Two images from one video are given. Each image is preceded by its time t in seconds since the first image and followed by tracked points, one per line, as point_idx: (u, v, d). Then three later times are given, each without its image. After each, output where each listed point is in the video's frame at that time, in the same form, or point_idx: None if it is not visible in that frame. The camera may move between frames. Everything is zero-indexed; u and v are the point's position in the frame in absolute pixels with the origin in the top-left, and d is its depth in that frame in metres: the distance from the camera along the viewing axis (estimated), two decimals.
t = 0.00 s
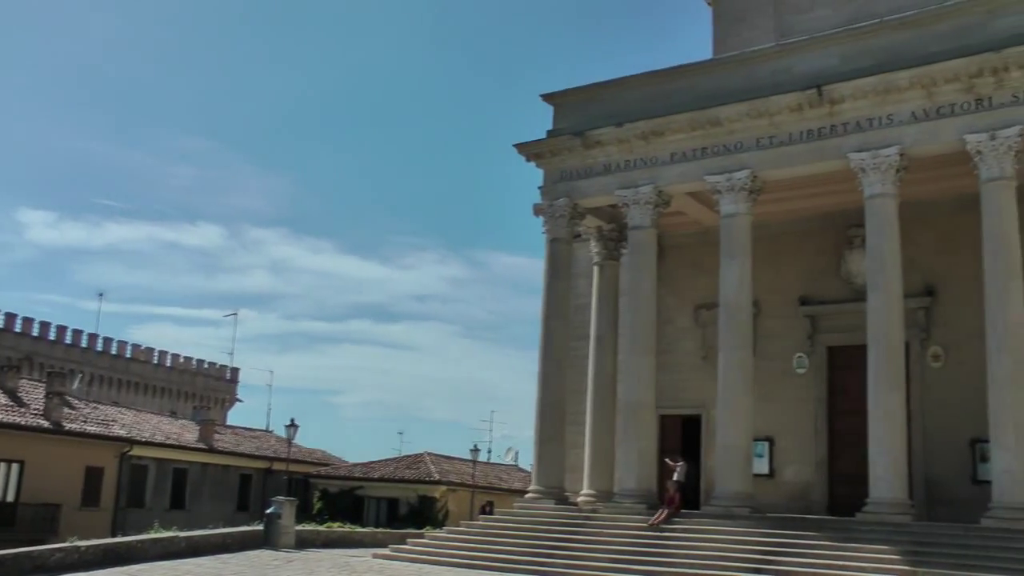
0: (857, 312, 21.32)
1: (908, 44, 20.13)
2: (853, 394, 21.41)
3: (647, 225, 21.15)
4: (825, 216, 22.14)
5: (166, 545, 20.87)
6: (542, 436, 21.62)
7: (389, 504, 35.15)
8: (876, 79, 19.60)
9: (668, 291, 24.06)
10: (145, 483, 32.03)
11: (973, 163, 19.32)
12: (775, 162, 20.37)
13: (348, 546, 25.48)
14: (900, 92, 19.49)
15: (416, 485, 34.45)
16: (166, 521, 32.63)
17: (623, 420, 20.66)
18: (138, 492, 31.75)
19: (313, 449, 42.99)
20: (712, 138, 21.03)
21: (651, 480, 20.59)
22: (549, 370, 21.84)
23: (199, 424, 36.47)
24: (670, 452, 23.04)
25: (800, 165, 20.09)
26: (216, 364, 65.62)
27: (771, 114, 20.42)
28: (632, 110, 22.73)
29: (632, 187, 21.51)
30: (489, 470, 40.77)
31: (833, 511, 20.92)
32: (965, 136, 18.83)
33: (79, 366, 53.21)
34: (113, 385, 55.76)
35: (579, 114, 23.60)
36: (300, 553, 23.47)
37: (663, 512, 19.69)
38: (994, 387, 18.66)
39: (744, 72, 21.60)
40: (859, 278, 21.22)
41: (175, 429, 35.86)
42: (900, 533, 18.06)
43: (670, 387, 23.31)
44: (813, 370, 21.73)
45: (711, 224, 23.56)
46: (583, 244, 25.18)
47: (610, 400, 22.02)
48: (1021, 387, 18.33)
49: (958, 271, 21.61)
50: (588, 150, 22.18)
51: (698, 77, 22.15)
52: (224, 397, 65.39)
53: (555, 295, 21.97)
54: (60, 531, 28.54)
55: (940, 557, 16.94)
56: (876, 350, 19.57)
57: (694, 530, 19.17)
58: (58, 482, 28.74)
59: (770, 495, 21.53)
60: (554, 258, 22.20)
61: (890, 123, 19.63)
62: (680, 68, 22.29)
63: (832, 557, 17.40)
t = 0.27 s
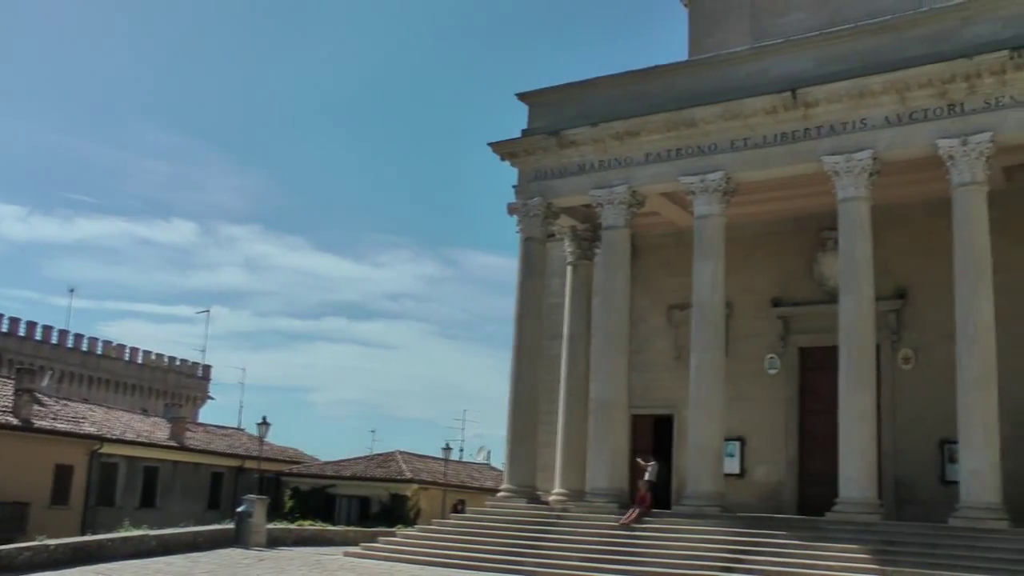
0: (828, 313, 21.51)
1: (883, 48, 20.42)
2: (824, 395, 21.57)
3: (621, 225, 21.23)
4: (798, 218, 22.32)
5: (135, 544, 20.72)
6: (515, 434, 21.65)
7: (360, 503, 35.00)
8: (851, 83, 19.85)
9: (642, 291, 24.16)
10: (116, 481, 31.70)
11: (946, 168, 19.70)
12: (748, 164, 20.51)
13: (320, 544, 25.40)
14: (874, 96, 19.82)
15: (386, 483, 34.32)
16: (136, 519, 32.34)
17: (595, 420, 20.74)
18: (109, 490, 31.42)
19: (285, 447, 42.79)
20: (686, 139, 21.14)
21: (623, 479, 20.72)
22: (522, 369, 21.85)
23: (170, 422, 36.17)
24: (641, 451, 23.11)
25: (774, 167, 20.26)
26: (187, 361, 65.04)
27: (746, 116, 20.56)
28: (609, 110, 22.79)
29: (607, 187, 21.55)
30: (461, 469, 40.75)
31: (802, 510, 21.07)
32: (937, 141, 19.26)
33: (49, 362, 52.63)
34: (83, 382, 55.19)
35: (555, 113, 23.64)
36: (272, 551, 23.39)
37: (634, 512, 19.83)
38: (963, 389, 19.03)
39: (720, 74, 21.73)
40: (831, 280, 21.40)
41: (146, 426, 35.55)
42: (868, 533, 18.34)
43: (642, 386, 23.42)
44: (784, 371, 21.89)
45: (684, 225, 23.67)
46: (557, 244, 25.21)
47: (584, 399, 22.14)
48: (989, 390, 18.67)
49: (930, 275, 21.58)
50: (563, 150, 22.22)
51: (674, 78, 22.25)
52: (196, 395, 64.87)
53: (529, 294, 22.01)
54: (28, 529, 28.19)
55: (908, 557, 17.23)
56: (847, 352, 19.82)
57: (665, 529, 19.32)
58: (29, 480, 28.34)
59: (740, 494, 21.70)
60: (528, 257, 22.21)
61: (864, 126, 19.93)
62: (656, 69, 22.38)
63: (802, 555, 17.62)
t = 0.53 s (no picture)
0: (789, 313, 21.67)
1: (847, 52, 20.54)
2: (786, 395, 21.66)
3: (585, 224, 21.22)
4: (760, 219, 22.42)
5: (93, 543, 20.41)
6: (477, 434, 21.57)
7: (322, 501, 34.78)
8: (814, 86, 19.93)
9: (605, 290, 24.17)
10: (75, 480, 31.28)
11: (908, 172, 19.88)
12: (711, 164, 20.56)
13: (281, 543, 25.20)
14: (837, 99, 19.94)
15: (348, 481, 34.11)
16: (96, 519, 31.94)
17: (557, 419, 20.71)
18: (69, 489, 31.01)
19: (247, 445, 42.47)
20: (650, 139, 21.16)
21: (584, 478, 20.72)
22: (485, 368, 21.77)
23: (132, 420, 35.76)
24: (604, 450, 23.11)
25: (737, 168, 20.32)
26: (149, 358, 64.33)
27: (710, 117, 20.60)
28: (574, 109, 22.77)
29: (570, 186, 21.54)
30: (424, 467, 40.63)
31: (764, 509, 21.19)
32: (899, 144, 19.41)
33: (7, 359, 51.87)
34: (43, 379, 54.50)
35: (519, 111, 23.58)
36: (232, 550, 23.17)
37: (596, 510, 19.83)
38: (923, 391, 19.16)
39: (684, 75, 21.78)
40: (793, 281, 21.51)
41: (107, 424, 35.12)
42: (829, 530, 18.46)
43: (605, 385, 23.43)
44: (747, 372, 21.95)
45: (647, 225, 23.71)
46: (520, 242, 25.16)
47: (546, 398, 22.11)
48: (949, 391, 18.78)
49: (891, 277, 21.66)
50: (527, 148, 22.17)
51: (639, 78, 22.27)
52: (158, 392, 64.33)
53: (492, 293, 21.94)
54: None
55: (868, 554, 17.37)
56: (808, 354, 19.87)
57: (626, 528, 19.34)
58: None
59: (702, 493, 21.73)
60: (491, 255, 22.15)
61: (827, 129, 20.04)
62: (621, 69, 22.39)
63: (762, 554, 17.71)
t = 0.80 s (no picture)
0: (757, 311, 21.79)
1: (815, 52, 20.66)
2: (754, 392, 21.75)
3: (554, 222, 21.23)
4: (728, 216, 22.51)
5: (59, 545, 20.19)
6: (447, 432, 21.53)
7: (291, 500, 34.58)
8: (782, 85, 20.02)
9: (574, 288, 24.20)
10: (43, 481, 30.94)
11: (875, 171, 20.03)
12: (680, 162, 20.61)
13: (250, 543, 25.05)
14: (805, 98, 20.06)
15: (318, 480, 33.91)
16: (64, 520, 31.61)
17: (527, 417, 20.70)
18: (36, 490, 30.67)
19: (216, 444, 42.20)
20: (619, 138, 21.19)
21: (554, 476, 20.74)
22: (455, 366, 21.73)
23: (100, 420, 35.43)
24: (573, 447, 23.13)
25: (706, 166, 20.38)
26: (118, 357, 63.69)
27: (679, 116, 20.66)
28: (543, 107, 22.76)
29: (540, 184, 21.54)
30: (394, 466, 40.51)
31: (733, 504, 21.31)
32: (867, 143, 19.57)
33: None
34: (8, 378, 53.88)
35: (488, 109, 23.54)
36: (201, 550, 23.00)
37: (565, 507, 19.86)
38: (891, 387, 19.30)
39: (653, 73, 21.83)
40: (762, 278, 21.62)
41: (74, 424, 34.77)
42: (798, 525, 18.60)
43: (574, 383, 23.45)
44: (716, 369, 22.03)
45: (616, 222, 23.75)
46: (489, 239, 25.13)
47: (516, 396, 22.10)
48: (916, 387, 18.91)
49: (858, 274, 21.83)
50: (496, 146, 22.14)
51: (608, 76, 22.30)
52: (127, 391, 63.60)
53: (461, 291, 21.90)
54: None
55: (836, 548, 17.53)
56: (776, 351, 19.96)
57: (596, 525, 19.38)
58: None
59: (671, 490, 21.79)
60: (461, 253, 22.11)
61: (795, 128, 20.16)
62: (590, 67, 22.41)
63: (731, 550, 17.82)
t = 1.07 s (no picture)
0: (728, 308, 21.87)
1: (786, 50, 20.72)
2: (726, 389, 21.81)
3: (526, 220, 21.22)
4: (700, 214, 22.56)
5: (28, 545, 20.00)
6: (419, 430, 21.47)
7: (263, 498, 34.39)
8: (753, 84, 20.07)
9: (546, 285, 24.20)
10: (13, 480, 30.65)
11: (846, 169, 20.12)
12: (652, 160, 20.64)
13: (222, 542, 24.91)
14: (776, 97, 20.12)
15: (290, 478, 33.74)
16: (35, 520, 31.33)
17: (499, 415, 20.68)
18: (6, 490, 30.37)
19: (187, 442, 41.96)
20: (591, 135, 21.19)
21: (526, 473, 20.74)
22: (427, 364, 21.68)
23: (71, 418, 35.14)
24: (546, 445, 23.13)
25: (677, 164, 20.42)
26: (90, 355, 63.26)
27: (651, 114, 20.69)
28: (516, 105, 22.74)
29: (512, 181, 21.52)
30: (366, 463, 40.38)
31: (705, 501, 21.36)
32: (838, 142, 19.67)
33: None
34: None
35: (461, 106, 23.50)
36: (173, 549, 22.86)
37: (537, 505, 19.85)
38: (862, 384, 19.39)
39: (626, 71, 21.85)
40: (734, 276, 21.69)
41: (45, 423, 34.46)
42: (769, 521, 18.67)
43: (547, 381, 23.45)
44: (688, 366, 22.08)
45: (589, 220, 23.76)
46: (461, 237, 25.08)
47: (488, 394, 22.08)
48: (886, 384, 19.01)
49: (829, 272, 21.93)
50: (468, 143, 22.11)
51: (581, 74, 22.30)
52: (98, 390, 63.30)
53: (433, 288, 21.86)
54: None
55: (807, 544, 17.62)
56: (748, 348, 20.01)
57: (567, 522, 19.39)
58: None
59: (643, 487, 21.83)
60: (433, 250, 22.06)
61: (767, 126, 20.23)
62: (563, 65, 22.41)
63: (703, 546, 17.87)
